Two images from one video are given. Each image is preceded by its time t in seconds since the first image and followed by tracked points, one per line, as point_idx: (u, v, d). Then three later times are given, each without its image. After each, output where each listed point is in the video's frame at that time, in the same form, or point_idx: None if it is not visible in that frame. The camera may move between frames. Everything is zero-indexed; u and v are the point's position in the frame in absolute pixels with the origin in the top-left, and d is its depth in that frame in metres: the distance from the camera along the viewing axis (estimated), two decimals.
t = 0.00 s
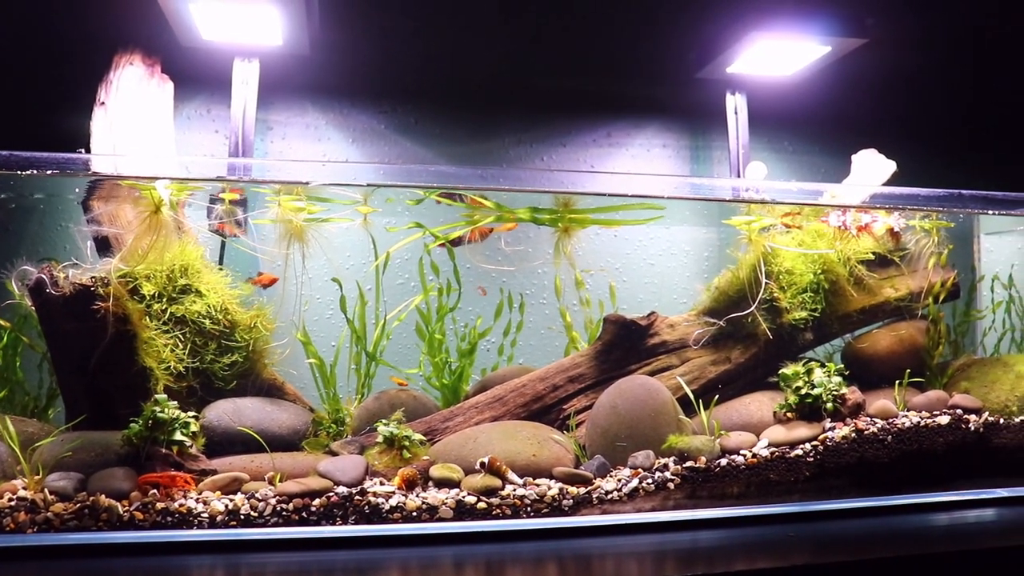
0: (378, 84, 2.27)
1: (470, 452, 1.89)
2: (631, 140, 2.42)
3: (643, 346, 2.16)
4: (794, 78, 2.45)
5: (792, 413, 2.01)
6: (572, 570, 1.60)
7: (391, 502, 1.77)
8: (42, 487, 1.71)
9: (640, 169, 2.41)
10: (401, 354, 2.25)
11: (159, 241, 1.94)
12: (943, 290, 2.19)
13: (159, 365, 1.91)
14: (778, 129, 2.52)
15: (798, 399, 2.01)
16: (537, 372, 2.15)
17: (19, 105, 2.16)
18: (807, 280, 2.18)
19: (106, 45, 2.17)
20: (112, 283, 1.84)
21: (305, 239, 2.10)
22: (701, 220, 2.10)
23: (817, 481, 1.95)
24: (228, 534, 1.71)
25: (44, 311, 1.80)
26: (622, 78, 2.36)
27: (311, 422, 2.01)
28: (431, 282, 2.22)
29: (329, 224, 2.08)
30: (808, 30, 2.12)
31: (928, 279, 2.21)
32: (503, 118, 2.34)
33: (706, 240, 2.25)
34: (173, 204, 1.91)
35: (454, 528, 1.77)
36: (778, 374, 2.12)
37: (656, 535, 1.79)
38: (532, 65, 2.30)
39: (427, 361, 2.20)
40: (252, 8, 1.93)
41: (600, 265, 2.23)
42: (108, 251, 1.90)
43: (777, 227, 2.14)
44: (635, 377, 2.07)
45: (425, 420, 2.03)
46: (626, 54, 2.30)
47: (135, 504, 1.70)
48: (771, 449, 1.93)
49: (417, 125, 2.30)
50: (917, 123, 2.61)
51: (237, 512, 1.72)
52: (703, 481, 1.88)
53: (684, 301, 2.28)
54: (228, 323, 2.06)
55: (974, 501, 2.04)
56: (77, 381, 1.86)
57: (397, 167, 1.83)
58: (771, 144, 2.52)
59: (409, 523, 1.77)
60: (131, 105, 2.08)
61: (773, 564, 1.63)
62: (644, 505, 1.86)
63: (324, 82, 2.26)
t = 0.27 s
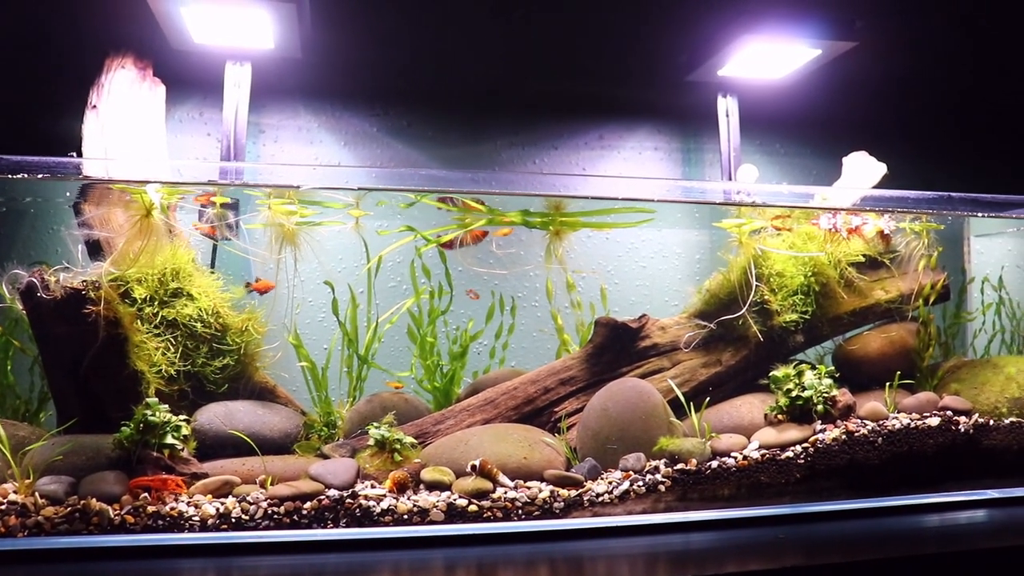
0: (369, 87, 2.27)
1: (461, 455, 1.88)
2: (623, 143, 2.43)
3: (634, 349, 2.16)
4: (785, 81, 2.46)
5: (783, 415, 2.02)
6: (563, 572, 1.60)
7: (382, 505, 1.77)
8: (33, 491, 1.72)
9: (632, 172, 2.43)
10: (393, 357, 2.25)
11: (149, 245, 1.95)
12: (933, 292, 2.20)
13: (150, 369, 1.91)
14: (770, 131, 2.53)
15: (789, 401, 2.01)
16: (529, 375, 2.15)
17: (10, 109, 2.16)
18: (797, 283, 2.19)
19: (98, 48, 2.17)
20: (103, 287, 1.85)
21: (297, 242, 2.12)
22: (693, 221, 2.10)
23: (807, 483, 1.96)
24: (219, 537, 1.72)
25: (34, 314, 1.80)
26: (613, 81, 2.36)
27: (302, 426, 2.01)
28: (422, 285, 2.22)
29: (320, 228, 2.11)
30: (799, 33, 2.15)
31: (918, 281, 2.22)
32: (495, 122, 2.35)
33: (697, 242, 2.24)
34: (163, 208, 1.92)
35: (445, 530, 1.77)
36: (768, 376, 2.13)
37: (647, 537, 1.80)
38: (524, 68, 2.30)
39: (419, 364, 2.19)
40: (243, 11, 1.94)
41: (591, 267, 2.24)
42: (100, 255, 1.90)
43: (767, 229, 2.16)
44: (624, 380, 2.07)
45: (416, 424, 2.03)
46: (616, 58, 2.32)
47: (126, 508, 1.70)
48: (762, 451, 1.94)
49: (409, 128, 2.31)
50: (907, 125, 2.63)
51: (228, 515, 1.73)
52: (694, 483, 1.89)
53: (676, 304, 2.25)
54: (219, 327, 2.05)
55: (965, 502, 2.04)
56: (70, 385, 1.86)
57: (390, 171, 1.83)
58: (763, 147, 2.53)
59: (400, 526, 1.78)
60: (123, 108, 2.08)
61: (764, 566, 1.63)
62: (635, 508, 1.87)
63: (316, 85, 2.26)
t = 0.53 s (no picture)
0: (362, 88, 2.28)
1: (453, 456, 1.87)
2: (616, 143, 2.43)
3: (627, 349, 2.17)
4: (776, 82, 2.47)
5: (775, 415, 2.02)
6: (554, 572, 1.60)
7: (374, 505, 1.77)
8: (24, 492, 1.71)
9: (625, 173, 2.42)
10: (385, 359, 2.22)
11: (141, 246, 1.95)
12: (924, 292, 2.21)
13: (142, 369, 1.91)
14: (763, 132, 2.53)
15: (782, 402, 2.01)
16: (521, 375, 2.15)
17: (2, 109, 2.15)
18: (790, 283, 2.20)
19: (90, 49, 2.17)
20: (95, 287, 1.84)
21: (289, 243, 2.11)
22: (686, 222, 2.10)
23: (798, 484, 1.96)
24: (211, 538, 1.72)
25: (25, 315, 1.79)
26: (606, 83, 2.37)
27: (294, 426, 2.01)
28: (415, 286, 2.21)
29: (312, 228, 2.10)
30: (791, 35, 2.15)
31: (909, 282, 2.22)
32: (487, 123, 2.34)
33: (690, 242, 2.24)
34: (156, 208, 1.92)
35: (437, 531, 1.77)
36: (761, 376, 2.14)
37: (638, 538, 1.80)
38: (517, 69, 2.31)
39: (411, 364, 2.18)
40: (236, 12, 1.94)
41: (584, 267, 2.21)
42: (91, 255, 1.92)
43: (760, 230, 2.16)
44: (616, 381, 2.07)
45: (409, 424, 2.04)
46: (608, 60, 2.33)
47: (118, 509, 1.71)
48: (754, 451, 1.95)
49: (402, 129, 2.31)
50: (900, 127, 2.64)
51: (220, 516, 1.73)
52: (686, 484, 1.90)
53: (667, 305, 2.25)
54: (212, 327, 2.06)
55: (958, 503, 2.04)
56: (61, 386, 1.85)
57: (384, 171, 1.83)
58: (756, 148, 2.53)
59: (392, 527, 1.78)
60: (115, 109, 2.08)
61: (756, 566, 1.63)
62: (627, 508, 1.87)
63: (309, 86, 2.26)
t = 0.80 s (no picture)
0: (355, 89, 2.28)
1: (445, 457, 1.88)
2: (609, 145, 2.43)
3: (620, 350, 2.18)
4: (768, 84, 2.48)
5: (767, 416, 2.03)
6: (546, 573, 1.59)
7: (365, 507, 1.77)
8: (14, 493, 1.70)
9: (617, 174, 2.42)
10: (378, 360, 2.24)
11: (132, 247, 1.94)
12: (916, 293, 2.23)
13: (133, 371, 1.91)
14: (756, 133, 2.54)
15: (773, 403, 2.02)
16: (514, 376, 2.16)
17: None
18: (781, 284, 2.20)
19: (82, 50, 2.17)
20: (86, 289, 1.85)
21: (281, 244, 2.11)
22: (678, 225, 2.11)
23: (791, 484, 1.96)
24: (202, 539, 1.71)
25: (18, 316, 1.80)
26: (598, 84, 2.37)
27: (286, 427, 2.02)
28: (407, 287, 2.23)
29: (304, 229, 2.10)
30: (784, 37, 2.15)
31: (901, 283, 2.24)
32: (480, 125, 2.35)
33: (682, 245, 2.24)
34: (146, 210, 1.93)
35: (429, 532, 1.77)
36: (752, 378, 2.15)
37: (631, 538, 1.79)
38: (509, 71, 2.31)
39: (403, 366, 2.20)
40: (227, 14, 1.94)
41: (576, 268, 2.23)
42: (83, 256, 1.90)
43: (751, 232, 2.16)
44: (607, 382, 2.08)
45: (401, 425, 2.03)
46: (600, 62, 2.34)
47: (108, 511, 1.70)
48: (745, 452, 1.95)
49: (395, 130, 2.31)
50: (893, 129, 2.65)
51: (211, 517, 1.73)
52: (677, 485, 1.89)
53: (661, 306, 2.26)
54: (204, 328, 2.05)
55: (952, 503, 2.03)
56: (51, 386, 1.85)
57: (377, 173, 1.83)
58: (749, 149, 2.54)
59: (384, 528, 1.78)
60: (106, 109, 2.08)
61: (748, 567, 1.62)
62: (619, 510, 1.86)
63: (301, 86, 2.26)
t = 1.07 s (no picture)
0: (348, 90, 2.28)
1: (436, 459, 1.88)
2: (602, 146, 2.43)
3: (612, 351, 2.19)
4: (760, 86, 2.49)
5: (760, 417, 2.03)
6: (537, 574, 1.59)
7: (357, 508, 1.77)
8: (5, 495, 1.70)
9: (610, 176, 2.42)
10: (371, 361, 2.23)
11: (123, 249, 1.94)
12: (907, 295, 2.24)
13: (125, 372, 1.91)
14: (749, 135, 2.55)
15: (765, 405, 2.02)
16: (506, 378, 2.16)
17: None
18: (773, 286, 2.21)
19: (75, 51, 2.17)
20: (78, 290, 1.85)
21: (273, 245, 2.11)
22: (672, 225, 2.11)
23: (783, 486, 1.96)
24: (194, 541, 1.71)
25: (6, 318, 1.79)
26: (591, 85, 2.38)
27: (278, 429, 2.01)
28: (399, 288, 2.22)
29: (297, 230, 2.09)
30: (776, 39, 2.18)
31: (893, 284, 2.25)
32: (473, 126, 2.35)
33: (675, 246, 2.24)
34: (138, 211, 1.93)
35: (420, 533, 1.77)
36: (744, 379, 2.16)
37: (622, 539, 1.79)
38: (502, 72, 2.32)
39: (395, 367, 2.19)
40: (220, 16, 1.95)
41: (567, 269, 2.23)
42: (74, 257, 1.91)
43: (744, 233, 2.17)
44: (598, 384, 2.08)
45: (392, 427, 2.03)
46: (593, 64, 2.34)
47: (99, 512, 1.70)
48: (737, 453, 1.96)
49: (388, 131, 2.31)
50: (886, 131, 2.66)
51: (203, 518, 1.72)
52: (669, 486, 1.90)
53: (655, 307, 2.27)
54: (196, 330, 2.06)
55: (943, 504, 2.04)
56: (42, 387, 1.84)
57: (370, 174, 1.83)
58: (741, 151, 2.55)
59: (376, 529, 1.78)
60: (99, 110, 2.08)
61: (739, 567, 1.62)
62: (610, 511, 1.87)
63: (294, 88, 2.26)
